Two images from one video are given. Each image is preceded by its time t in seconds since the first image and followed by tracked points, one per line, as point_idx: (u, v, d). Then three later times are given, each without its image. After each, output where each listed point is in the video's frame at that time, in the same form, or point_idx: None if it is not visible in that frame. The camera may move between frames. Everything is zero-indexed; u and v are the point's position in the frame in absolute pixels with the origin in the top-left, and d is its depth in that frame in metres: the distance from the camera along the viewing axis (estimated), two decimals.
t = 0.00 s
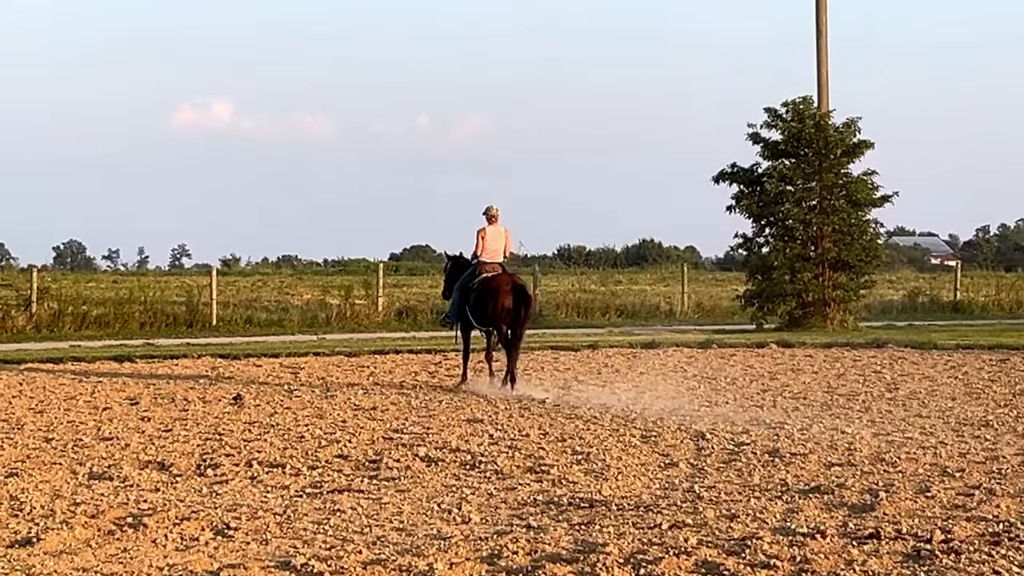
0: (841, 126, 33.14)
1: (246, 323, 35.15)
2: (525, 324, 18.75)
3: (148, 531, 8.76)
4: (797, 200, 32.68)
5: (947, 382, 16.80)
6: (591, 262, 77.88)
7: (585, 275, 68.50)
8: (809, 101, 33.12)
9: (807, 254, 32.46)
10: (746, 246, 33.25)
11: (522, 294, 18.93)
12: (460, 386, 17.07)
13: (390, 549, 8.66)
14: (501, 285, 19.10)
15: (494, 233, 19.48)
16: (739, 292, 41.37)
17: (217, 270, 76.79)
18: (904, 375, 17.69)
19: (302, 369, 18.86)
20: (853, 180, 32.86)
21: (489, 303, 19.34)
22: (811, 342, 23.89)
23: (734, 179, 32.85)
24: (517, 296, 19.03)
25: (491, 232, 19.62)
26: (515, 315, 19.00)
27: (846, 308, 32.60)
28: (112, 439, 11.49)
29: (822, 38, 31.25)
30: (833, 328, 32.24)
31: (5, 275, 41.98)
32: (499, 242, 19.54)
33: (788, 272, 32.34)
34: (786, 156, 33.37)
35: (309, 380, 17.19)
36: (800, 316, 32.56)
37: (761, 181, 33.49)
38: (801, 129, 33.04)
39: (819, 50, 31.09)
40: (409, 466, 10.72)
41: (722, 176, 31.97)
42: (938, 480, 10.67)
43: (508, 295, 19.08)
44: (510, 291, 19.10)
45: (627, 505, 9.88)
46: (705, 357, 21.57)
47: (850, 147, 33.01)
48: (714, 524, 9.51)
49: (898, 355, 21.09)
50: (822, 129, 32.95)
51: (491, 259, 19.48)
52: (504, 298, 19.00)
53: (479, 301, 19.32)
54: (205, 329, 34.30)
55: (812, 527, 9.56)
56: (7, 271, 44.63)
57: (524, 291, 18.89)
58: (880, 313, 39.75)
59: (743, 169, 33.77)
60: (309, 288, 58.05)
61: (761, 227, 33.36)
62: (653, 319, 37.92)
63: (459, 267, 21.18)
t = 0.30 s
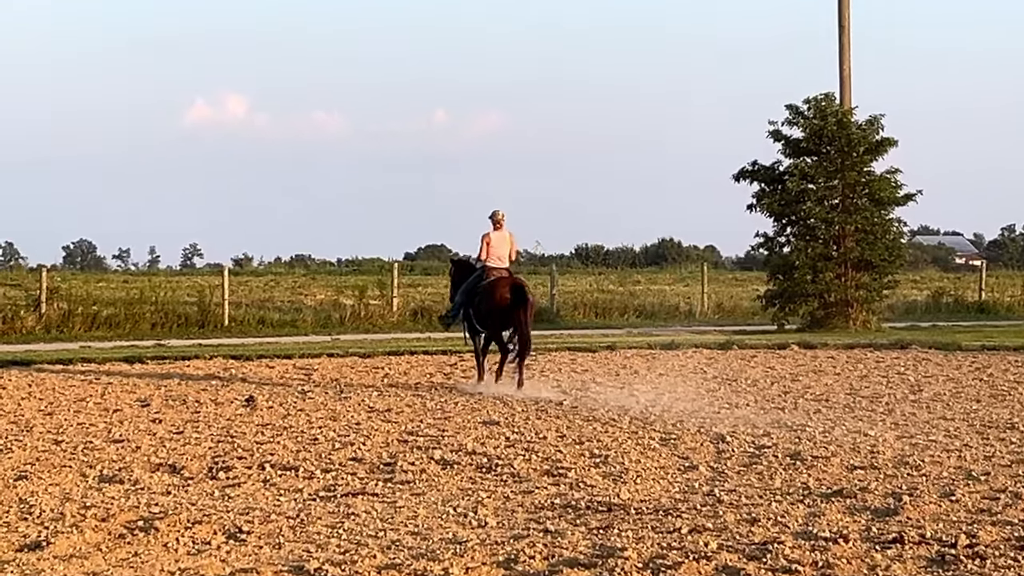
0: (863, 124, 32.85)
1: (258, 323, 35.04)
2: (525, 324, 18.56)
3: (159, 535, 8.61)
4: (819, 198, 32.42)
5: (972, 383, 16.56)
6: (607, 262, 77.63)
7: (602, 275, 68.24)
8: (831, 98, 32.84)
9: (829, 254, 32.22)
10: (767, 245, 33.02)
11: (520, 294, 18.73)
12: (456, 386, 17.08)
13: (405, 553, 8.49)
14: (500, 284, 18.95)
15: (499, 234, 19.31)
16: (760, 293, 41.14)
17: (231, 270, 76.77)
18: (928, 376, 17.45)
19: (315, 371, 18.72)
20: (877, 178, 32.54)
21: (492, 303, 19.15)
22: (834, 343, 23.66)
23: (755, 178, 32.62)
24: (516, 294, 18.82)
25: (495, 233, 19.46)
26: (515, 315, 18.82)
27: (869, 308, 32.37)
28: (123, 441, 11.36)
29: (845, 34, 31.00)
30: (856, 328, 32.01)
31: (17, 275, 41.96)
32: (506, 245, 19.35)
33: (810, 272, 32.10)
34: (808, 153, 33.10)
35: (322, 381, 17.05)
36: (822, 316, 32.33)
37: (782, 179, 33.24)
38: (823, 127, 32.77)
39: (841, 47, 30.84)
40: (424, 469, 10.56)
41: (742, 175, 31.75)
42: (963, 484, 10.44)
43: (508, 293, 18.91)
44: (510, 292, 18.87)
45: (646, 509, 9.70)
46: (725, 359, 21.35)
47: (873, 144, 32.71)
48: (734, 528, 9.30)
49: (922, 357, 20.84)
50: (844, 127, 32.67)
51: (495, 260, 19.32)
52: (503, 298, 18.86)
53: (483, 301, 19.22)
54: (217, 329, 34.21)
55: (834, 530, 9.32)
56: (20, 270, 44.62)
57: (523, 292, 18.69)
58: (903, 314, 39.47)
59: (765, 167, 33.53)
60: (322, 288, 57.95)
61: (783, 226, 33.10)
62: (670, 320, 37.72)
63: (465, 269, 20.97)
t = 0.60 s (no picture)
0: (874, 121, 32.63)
1: (259, 324, 34.90)
2: (516, 332, 18.44)
3: (157, 540, 8.47)
4: (829, 197, 32.21)
5: (986, 385, 16.38)
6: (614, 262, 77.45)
7: (610, 275, 68.00)
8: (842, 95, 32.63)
9: (840, 253, 32.03)
10: (776, 245, 32.83)
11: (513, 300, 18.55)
12: (440, 386, 17.05)
13: (408, 558, 8.35)
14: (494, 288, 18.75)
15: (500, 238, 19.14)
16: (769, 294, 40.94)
17: (235, 270, 76.67)
18: (941, 378, 17.26)
19: (317, 372, 18.58)
20: (888, 176, 32.36)
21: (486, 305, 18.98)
22: (845, 344, 23.49)
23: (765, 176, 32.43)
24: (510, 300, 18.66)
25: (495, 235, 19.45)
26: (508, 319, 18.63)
27: (880, 309, 32.18)
28: (121, 444, 11.23)
29: (856, 31, 30.81)
30: (867, 328, 31.83)
31: (16, 275, 41.83)
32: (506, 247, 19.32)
33: (820, 272, 31.91)
34: (818, 151, 32.89)
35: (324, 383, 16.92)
36: (833, 317, 32.19)
37: (792, 177, 33.04)
38: (834, 124, 32.56)
39: (852, 43, 30.65)
40: (428, 472, 10.41)
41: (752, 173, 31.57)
42: (976, 487, 10.26)
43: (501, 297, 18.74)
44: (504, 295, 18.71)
45: (653, 513, 9.54)
46: (734, 360, 21.19)
47: (885, 142, 32.50)
48: (744, 533, 9.12)
49: (935, 358, 20.65)
50: (855, 124, 32.46)
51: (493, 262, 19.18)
52: (497, 300, 18.72)
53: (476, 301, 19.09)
54: (217, 330, 34.08)
55: (844, 535, 9.14)
56: (19, 270, 44.51)
57: (516, 297, 18.53)
58: (915, 314, 39.27)
59: (774, 165, 33.33)
60: (324, 288, 57.84)
61: (793, 225, 32.91)
62: (678, 320, 37.54)
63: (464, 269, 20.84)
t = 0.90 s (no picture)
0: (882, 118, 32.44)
1: (256, 325, 34.75)
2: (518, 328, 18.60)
3: (153, 544, 8.32)
4: (836, 195, 32.03)
5: (995, 386, 16.20)
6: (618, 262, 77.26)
7: (613, 275, 67.77)
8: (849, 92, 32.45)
9: (847, 253, 31.86)
10: (783, 244, 32.67)
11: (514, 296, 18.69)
12: (429, 386, 17.08)
13: (408, 563, 8.19)
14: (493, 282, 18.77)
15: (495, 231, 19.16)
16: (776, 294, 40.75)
17: (234, 270, 76.50)
18: (950, 380, 17.08)
19: (315, 374, 18.43)
20: (895, 175, 32.10)
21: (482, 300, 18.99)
22: (853, 345, 23.32)
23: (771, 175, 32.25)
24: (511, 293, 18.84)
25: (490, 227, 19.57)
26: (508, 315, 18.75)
27: (888, 309, 32.00)
28: (116, 446, 11.10)
29: (863, 26, 30.63)
30: (875, 329, 31.64)
31: (9, 275, 41.65)
32: (502, 240, 19.45)
33: (827, 272, 31.74)
34: (825, 148, 32.71)
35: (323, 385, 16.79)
36: (840, 318, 32.03)
37: (798, 175, 32.86)
38: (841, 121, 32.36)
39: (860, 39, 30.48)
40: (428, 476, 10.27)
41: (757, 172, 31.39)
42: (985, 491, 10.09)
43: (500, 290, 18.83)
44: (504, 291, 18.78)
45: (658, 517, 9.38)
46: (740, 362, 21.01)
47: (892, 139, 32.32)
48: (749, 537, 8.96)
49: (943, 359, 20.47)
50: (863, 121, 32.27)
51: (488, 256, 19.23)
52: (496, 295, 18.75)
53: (472, 295, 19.08)
54: (212, 331, 33.93)
55: (852, 539, 8.97)
56: (14, 269, 44.44)
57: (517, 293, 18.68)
58: (923, 315, 39.06)
59: (781, 163, 33.15)
60: (322, 288, 57.66)
61: (799, 224, 32.73)
62: (683, 321, 37.37)
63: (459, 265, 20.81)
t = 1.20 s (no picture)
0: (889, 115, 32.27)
1: (251, 325, 34.60)
2: (515, 325, 18.39)
3: (147, 548, 8.17)
4: (843, 193, 31.86)
5: (1004, 388, 16.02)
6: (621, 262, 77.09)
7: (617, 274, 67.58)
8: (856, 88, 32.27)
9: (853, 252, 31.69)
10: (788, 243, 32.50)
11: (509, 293, 18.49)
12: (426, 386, 17.21)
13: (406, 568, 8.05)
14: (488, 281, 18.65)
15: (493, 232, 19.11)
16: (781, 294, 40.55)
17: (231, 271, 76.33)
18: (958, 382, 16.91)
19: (313, 375, 18.29)
20: (903, 173, 31.97)
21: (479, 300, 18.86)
22: (860, 346, 23.17)
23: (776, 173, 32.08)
24: (506, 293, 18.55)
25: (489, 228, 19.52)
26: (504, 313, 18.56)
27: (895, 310, 31.80)
28: (110, 449, 10.96)
29: (870, 22, 30.46)
30: (881, 330, 31.44)
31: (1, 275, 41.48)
32: (501, 240, 19.41)
33: (833, 271, 31.56)
34: (831, 146, 32.54)
35: (320, 386, 16.66)
36: (845, 319, 31.80)
37: (804, 173, 32.69)
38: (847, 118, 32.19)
39: (866, 35, 30.31)
40: (427, 479, 10.12)
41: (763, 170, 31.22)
42: (994, 494, 9.93)
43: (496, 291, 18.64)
44: (500, 289, 18.61)
45: (660, 521, 9.23)
46: (744, 363, 20.84)
47: (900, 136, 32.15)
48: (754, 541, 8.79)
49: (952, 360, 20.29)
50: (870, 118, 32.09)
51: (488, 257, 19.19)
52: (491, 294, 18.62)
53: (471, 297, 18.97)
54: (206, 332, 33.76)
55: (858, 544, 8.80)
56: (8, 269, 44.41)
57: (513, 290, 18.48)
58: (930, 315, 38.85)
59: (786, 161, 32.99)
60: (319, 288, 57.48)
61: (805, 223, 32.55)
62: (687, 321, 37.19)
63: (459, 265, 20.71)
